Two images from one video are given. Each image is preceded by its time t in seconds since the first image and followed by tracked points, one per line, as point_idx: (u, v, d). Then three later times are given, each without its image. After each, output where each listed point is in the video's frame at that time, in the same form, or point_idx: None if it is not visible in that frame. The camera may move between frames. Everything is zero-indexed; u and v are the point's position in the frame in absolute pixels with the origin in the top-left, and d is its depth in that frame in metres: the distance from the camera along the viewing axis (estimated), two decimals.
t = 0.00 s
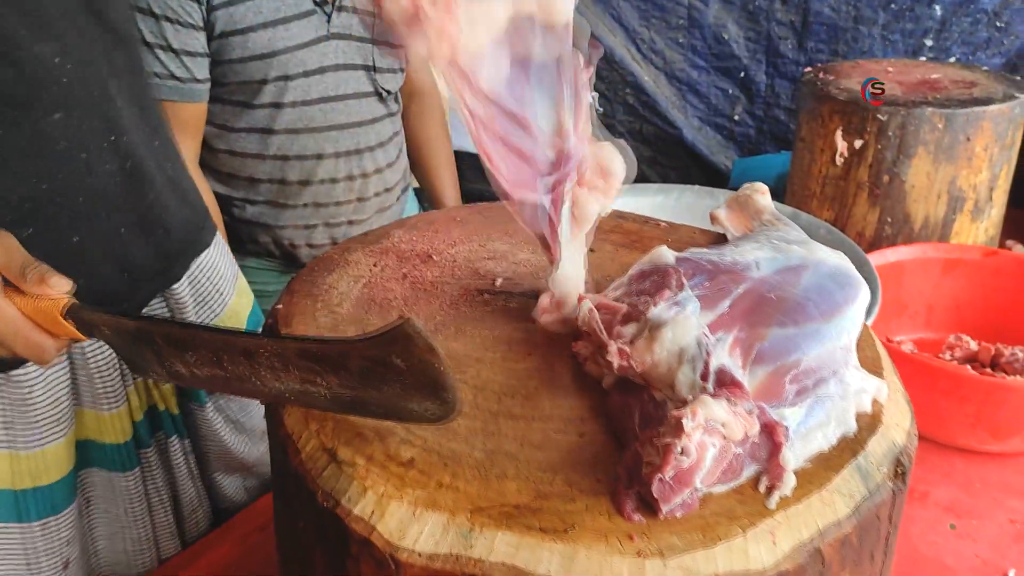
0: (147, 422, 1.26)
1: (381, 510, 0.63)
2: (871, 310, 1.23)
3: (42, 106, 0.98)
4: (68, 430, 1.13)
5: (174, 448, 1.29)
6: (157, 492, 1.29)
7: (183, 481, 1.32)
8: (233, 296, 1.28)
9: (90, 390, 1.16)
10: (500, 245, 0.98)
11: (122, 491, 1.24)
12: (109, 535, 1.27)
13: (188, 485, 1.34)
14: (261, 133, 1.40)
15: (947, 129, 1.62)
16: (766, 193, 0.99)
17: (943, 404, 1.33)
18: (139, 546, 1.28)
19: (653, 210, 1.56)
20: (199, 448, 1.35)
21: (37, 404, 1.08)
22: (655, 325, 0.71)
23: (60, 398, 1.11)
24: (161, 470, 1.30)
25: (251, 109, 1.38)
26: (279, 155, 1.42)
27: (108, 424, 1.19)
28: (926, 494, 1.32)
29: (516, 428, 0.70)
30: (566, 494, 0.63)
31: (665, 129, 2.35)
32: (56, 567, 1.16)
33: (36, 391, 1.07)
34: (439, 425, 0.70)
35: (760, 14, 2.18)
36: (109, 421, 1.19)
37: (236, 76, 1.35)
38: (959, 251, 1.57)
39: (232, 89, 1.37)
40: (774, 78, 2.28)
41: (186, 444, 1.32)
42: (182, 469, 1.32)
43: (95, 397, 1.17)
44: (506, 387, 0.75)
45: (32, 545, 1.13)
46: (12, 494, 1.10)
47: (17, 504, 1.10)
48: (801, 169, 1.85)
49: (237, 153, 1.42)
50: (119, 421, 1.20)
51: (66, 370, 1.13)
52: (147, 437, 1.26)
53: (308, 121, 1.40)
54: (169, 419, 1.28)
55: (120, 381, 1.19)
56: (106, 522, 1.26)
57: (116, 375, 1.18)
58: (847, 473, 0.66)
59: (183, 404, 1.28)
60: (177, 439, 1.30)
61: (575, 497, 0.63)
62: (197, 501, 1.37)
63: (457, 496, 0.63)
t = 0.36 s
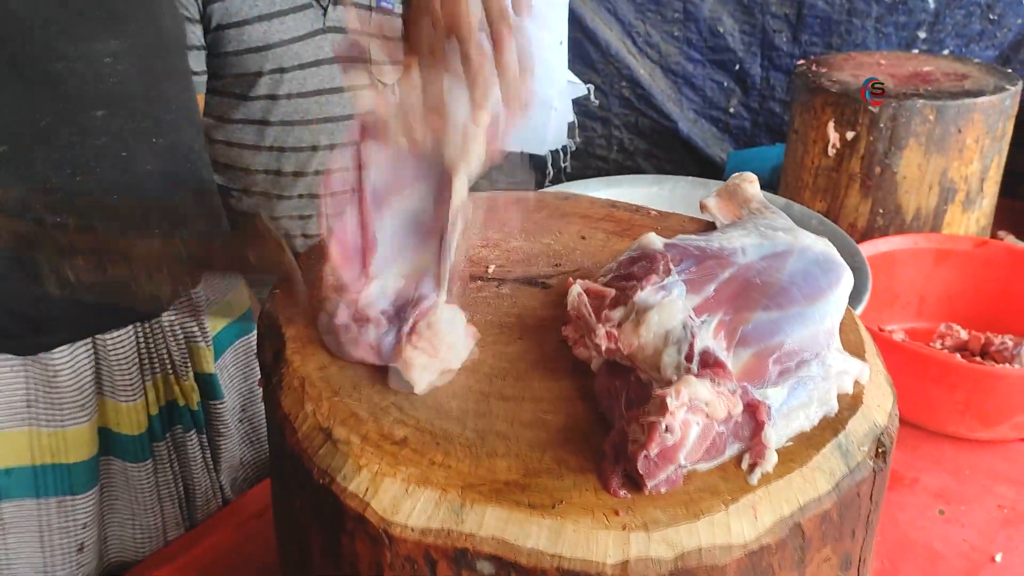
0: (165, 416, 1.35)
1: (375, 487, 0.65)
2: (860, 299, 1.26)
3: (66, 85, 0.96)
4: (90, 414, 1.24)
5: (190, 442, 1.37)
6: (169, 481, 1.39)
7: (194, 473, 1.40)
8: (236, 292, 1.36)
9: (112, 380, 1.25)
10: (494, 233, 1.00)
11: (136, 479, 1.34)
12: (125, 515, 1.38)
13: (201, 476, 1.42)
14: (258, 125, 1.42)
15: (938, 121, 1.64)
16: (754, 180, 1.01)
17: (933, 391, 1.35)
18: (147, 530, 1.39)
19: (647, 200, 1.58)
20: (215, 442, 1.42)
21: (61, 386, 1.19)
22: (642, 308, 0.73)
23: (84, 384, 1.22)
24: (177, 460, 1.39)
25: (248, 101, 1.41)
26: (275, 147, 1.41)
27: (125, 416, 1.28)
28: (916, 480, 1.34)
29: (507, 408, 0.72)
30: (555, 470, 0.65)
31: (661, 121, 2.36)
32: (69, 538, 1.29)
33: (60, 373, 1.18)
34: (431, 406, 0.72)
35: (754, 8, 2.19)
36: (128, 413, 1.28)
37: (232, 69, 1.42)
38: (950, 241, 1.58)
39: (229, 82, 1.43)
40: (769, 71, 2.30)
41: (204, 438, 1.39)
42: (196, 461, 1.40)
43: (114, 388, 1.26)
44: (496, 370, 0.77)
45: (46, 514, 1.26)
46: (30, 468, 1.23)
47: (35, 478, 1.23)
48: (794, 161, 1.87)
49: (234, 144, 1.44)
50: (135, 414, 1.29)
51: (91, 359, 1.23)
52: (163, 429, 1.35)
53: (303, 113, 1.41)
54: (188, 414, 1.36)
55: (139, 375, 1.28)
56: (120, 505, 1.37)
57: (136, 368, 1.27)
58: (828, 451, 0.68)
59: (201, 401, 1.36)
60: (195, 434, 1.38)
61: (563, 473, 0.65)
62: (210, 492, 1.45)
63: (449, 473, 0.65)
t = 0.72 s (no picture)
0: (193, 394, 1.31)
1: (387, 461, 0.66)
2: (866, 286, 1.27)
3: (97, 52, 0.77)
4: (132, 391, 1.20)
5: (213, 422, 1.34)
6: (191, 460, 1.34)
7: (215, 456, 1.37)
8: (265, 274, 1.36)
9: (149, 358, 1.21)
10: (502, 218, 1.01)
11: (164, 457, 1.29)
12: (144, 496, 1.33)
13: (219, 460, 1.39)
14: (265, 115, 1.43)
15: (943, 114, 1.64)
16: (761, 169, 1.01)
17: (938, 382, 1.35)
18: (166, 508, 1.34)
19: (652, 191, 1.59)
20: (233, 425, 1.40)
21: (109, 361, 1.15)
22: (651, 288, 0.73)
23: (129, 360, 1.18)
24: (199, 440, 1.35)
25: (255, 91, 1.42)
26: (282, 136, 1.44)
27: (159, 392, 1.24)
28: (920, 470, 1.35)
29: (517, 386, 0.73)
30: (566, 446, 0.66)
31: (666, 116, 2.38)
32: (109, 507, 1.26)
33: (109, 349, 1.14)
34: (441, 384, 0.72)
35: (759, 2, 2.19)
36: (164, 389, 1.24)
37: (240, 58, 1.39)
38: (956, 234, 1.58)
39: (237, 72, 1.41)
40: (775, 65, 2.30)
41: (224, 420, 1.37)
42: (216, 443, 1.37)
43: (152, 363, 1.22)
44: (504, 350, 0.78)
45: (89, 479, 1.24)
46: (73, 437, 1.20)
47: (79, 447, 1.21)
48: (799, 153, 1.87)
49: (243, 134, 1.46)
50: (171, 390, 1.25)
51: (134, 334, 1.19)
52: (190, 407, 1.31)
53: (309, 103, 1.43)
54: (213, 394, 1.33)
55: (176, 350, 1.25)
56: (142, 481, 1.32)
57: (173, 344, 1.23)
58: (835, 429, 0.68)
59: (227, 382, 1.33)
60: (217, 415, 1.35)
61: (573, 449, 0.66)
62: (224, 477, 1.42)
63: (460, 448, 0.65)
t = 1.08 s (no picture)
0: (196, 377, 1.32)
1: (399, 447, 0.66)
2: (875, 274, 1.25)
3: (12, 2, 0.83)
4: (134, 366, 1.22)
5: (217, 405, 1.35)
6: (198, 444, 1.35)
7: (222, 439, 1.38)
8: (255, 255, 1.37)
9: (150, 337, 1.22)
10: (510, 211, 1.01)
11: (170, 437, 1.31)
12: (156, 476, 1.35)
13: (228, 444, 1.40)
14: (274, 110, 1.43)
15: (949, 111, 1.64)
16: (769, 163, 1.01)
17: (944, 377, 1.35)
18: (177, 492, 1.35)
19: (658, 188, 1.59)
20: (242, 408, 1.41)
21: (105, 339, 1.16)
22: (663, 279, 0.74)
23: (130, 339, 1.20)
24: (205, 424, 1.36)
25: (265, 86, 1.41)
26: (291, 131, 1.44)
27: (160, 372, 1.25)
28: (926, 465, 1.34)
29: (526, 374, 0.73)
30: (576, 433, 0.66)
31: (670, 114, 2.38)
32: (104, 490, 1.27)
33: (104, 326, 1.15)
34: (452, 372, 0.73)
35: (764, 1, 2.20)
36: (164, 370, 1.25)
37: (249, 53, 1.39)
38: (961, 231, 1.58)
39: (244, 66, 1.41)
40: (779, 63, 2.30)
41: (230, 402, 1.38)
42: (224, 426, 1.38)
43: (152, 344, 1.23)
44: (514, 339, 0.78)
45: (85, 462, 1.24)
46: (71, 414, 1.21)
47: (76, 424, 1.22)
48: (804, 151, 1.88)
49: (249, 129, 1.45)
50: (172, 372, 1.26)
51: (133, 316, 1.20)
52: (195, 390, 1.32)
53: (318, 97, 1.43)
54: (217, 376, 1.34)
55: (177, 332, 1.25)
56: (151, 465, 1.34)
57: (173, 325, 1.23)
58: (845, 416, 0.68)
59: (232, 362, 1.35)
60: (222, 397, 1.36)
61: (583, 436, 0.66)
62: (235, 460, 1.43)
63: (471, 435, 0.66)
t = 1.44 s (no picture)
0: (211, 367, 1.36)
1: (401, 447, 0.66)
2: (871, 271, 1.26)
3: (28, 9, 0.87)
4: (146, 359, 1.25)
5: (231, 391, 1.39)
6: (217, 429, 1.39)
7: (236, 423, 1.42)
8: (268, 250, 1.39)
9: (162, 330, 1.26)
10: (509, 210, 1.01)
11: (183, 426, 1.34)
12: (173, 462, 1.40)
13: (241, 427, 1.44)
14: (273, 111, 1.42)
15: (946, 109, 1.64)
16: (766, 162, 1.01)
17: (941, 375, 1.35)
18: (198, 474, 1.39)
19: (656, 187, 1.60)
20: (252, 394, 1.44)
21: (118, 333, 1.20)
22: (662, 277, 0.74)
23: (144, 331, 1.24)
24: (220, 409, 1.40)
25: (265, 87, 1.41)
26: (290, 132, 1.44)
27: (172, 364, 1.29)
28: (923, 463, 1.35)
29: (529, 374, 0.73)
30: (578, 433, 0.66)
31: (667, 113, 2.38)
32: (121, 470, 1.34)
33: (115, 318, 1.19)
34: (453, 371, 0.73)
35: None
36: (175, 362, 1.28)
37: (249, 55, 1.39)
38: (958, 229, 1.59)
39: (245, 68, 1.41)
40: (776, 62, 2.30)
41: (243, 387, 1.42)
42: (235, 411, 1.42)
43: (164, 337, 1.27)
44: (516, 339, 0.78)
45: (104, 443, 1.31)
46: (88, 399, 1.27)
47: (94, 407, 1.27)
48: (802, 149, 1.88)
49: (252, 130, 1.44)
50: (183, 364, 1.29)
51: (144, 310, 1.23)
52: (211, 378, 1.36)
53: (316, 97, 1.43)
54: (231, 364, 1.38)
55: (188, 324, 1.29)
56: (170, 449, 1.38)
57: (185, 318, 1.27)
58: (845, 416, 0.69)
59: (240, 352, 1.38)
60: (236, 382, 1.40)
61: (586, 436, 0.66)
62: (248, 442, 1.47)
63: (473, 435, 0.66)
